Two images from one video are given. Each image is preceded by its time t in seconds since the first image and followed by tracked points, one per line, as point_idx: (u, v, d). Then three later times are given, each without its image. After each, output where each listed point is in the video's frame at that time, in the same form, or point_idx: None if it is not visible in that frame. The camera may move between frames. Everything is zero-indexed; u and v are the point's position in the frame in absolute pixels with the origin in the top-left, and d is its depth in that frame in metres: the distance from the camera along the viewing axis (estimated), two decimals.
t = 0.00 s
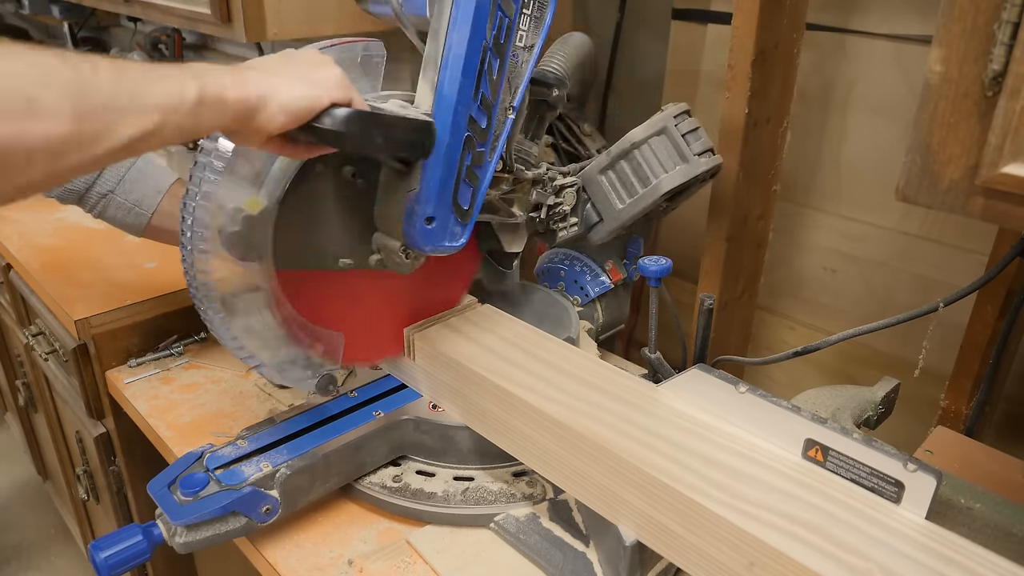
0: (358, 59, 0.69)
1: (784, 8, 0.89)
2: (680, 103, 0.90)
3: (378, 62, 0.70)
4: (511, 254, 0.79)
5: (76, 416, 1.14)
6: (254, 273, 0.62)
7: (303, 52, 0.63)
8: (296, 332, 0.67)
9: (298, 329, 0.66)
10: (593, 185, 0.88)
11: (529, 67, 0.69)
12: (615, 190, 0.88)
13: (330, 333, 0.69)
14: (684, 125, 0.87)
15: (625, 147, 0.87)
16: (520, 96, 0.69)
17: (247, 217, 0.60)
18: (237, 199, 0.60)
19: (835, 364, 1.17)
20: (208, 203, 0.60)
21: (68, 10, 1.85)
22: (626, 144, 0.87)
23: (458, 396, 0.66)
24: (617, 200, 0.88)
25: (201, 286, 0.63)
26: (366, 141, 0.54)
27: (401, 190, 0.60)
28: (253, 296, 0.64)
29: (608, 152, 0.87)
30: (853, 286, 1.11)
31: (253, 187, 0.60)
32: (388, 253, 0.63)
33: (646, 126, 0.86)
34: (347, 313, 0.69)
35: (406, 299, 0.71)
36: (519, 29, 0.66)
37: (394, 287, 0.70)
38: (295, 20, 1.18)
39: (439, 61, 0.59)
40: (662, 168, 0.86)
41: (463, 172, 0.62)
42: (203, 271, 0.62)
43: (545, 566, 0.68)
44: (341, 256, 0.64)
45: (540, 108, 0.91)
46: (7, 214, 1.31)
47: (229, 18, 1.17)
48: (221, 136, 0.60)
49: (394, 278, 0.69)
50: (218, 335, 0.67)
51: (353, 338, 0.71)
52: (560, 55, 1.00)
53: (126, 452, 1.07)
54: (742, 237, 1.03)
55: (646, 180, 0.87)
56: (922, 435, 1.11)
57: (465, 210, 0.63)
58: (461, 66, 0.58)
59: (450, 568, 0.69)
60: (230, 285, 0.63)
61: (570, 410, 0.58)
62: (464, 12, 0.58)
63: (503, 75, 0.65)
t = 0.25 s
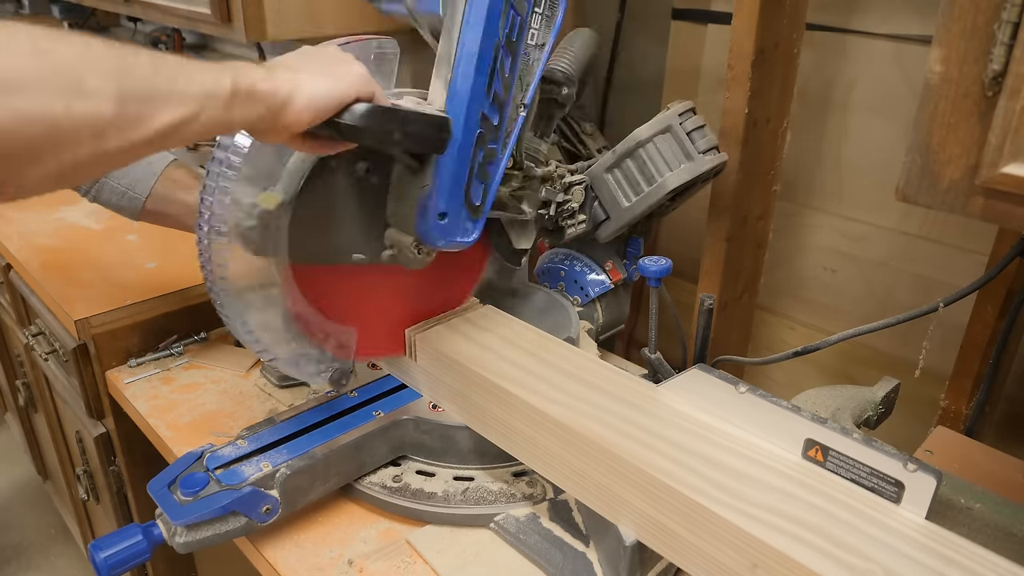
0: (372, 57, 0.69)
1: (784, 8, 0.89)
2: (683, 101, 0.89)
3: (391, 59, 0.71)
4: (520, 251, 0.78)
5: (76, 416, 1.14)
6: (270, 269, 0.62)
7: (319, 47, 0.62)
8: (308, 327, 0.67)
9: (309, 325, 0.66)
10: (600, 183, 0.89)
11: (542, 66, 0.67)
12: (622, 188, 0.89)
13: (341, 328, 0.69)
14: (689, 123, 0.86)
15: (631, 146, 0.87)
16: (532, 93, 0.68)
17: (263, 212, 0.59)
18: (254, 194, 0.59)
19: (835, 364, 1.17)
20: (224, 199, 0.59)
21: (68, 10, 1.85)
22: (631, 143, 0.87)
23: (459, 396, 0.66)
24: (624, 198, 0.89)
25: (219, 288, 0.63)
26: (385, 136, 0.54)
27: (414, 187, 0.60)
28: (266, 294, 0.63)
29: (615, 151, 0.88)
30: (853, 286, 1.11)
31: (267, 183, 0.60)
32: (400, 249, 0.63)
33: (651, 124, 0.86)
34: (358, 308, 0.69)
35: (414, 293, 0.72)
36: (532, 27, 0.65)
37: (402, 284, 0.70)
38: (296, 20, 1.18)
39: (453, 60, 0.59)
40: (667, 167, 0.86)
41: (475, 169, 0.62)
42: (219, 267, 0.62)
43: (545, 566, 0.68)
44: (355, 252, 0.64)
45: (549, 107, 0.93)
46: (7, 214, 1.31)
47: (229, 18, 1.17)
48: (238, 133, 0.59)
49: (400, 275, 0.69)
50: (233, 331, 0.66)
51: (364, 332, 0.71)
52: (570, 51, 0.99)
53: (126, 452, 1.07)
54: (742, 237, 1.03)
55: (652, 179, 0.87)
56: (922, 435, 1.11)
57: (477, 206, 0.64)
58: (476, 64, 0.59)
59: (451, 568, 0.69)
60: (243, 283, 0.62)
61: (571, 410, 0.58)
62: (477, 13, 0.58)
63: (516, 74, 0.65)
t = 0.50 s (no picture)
0: (367, 58, 0.68)
1: (784, 8, 0.89)
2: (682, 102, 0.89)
3: (387, 61, 0.69)
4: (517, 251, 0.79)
5: (76, 416, 1.14)
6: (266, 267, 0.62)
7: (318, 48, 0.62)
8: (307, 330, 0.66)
9: (307, 326, 0.66)
10: (598, 184, 0.89)
11: (537, 65, 0.69)
12: (619, 189, 0.89)
13: (339, 329, 0.68)
14: (687, 124, 0.86)
15: (629, 146, 0.87)
16: (529, 92, 0.69)
17: (258, 213, 0.59)
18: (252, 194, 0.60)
19: (835, 364, 1.17)
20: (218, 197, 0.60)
21: (68, 10, 1.85)
22: (629, 144, 0.87)
23: (459, 396, 0.67)
24: (622, 198, 0.89)
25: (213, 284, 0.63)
26: (380, 138, 0.53)
27: (410, 188, 0.60)
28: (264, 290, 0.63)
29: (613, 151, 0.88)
30: (853, 286, 1.11)
31: (263, 183, 0.59)
32: (396, 251, 0.63)
33: (650, 125, 0.86)
34: (356, 311, 0.69)
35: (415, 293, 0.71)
36: (527, 27, 0.67)
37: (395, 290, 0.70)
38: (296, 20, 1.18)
39: (449, 59, 0.59)
40: (665, 167, 0.86)
41: (471, 169, 0.61)
42: (214, 265, 0.62)
43: (545, 566, 0.68)
44: (349, 253, 0.64)
45: (546, 108, 0.93)
46: (7, 213, 1.31)
47: (229, 18, 1.17)
48: (234, 133, 0.59)
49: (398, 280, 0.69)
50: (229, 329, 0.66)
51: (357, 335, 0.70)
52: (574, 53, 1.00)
53: (126, 452, 1.07)
54: (742, 237, 1.03)
55: (650, 179, 0.87)
56: (922, 435, 1.11)
57: (474, 207, 0.63)
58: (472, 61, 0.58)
59: (450, 568, 0.69)
60: (240, 283, 0.62)
61: (572, 411, 0.58)
62: (475, 10, 0.58)
63: (510, 74, 0.64)
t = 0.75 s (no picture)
0: (376, 57, 0.68)
1: (784, 8, 0.89)
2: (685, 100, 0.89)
3: (395, 60, 0.70)
4: (523, 249, 0.79)
5: (77, 416, 1.14)
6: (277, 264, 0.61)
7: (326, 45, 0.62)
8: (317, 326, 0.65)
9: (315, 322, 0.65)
10: (602, 182, 0.89)
11: (543, 64, 0.72)
12: (623, 188, 0.89)
13: (347, 326, 0.68)
14: (690, 122, 0.86)
15: (632, 145, 0.87)
16: (535, 90, 0.72)
17: (269, 211, 0.58)
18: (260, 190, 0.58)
19: (835, 364, 1.17)
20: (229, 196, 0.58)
21: (68, 10, 1.85)
22: (633, 143, 0.87)
23: (459, 396, 0.67)
24: (625, 197, 0.89)
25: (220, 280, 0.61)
26: (390, 136, 0.54)
27: (419, 186, 0.62)
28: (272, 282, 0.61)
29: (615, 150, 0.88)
30: (853, 286, 1.11)
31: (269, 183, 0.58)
32: (405, 248, 0.64)
33: (652, 124, 0.86)
34: (362, 306, 0.68)
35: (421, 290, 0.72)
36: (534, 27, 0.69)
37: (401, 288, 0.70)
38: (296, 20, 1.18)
39: (457, 55, 0.61)
40: (668, 166, 0.86)
41: (480, 167, 0.65)
42: (225, 264, 0.60)
43: (545, 566, 0.68)
44: (358, 251, 0.64)
45: (552, 107, 0.94)
46: (7, 213, 1.31)
47: (229, 18, 1.17)
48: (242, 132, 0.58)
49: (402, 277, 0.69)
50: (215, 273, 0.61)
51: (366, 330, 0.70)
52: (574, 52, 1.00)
53: (126, 452, 1.07)
54: (742, 237, 1.03)
55: (653, 178, 0.87)
56: (922, 435, 1.11)
57: (481, 205, 0.66)
58: (478, 63, 0.61)
59: (451, 568, 0.69)
60: (249, 283, 0.61)
61: (573, 412, 0.58)
62: (482, 9, 0.61)
63: (519, 72, 0.68)
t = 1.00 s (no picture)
0: (398, 55, 0.69)
1: (784, 8, 0.89)
2: (695, 97, 0.88)
3: (418, 57, 0.70)
4: (539, 245, 0.80)
5: (76, 416, 1.14)
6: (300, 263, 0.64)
7: (355, 42, 0.64)
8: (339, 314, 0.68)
9: (338, 311, 0.68)
10: (614, 179, 0.90)
11: (563, 60, 0.69)
12: (634, 185, 0.89)
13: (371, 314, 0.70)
14: (699, 119, 0.85)
15: (641, 143, 0.87)
16: (555, 88, 0.70)
17: (296, 205, 0.61)
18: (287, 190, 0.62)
19: (835, 364, 1.17)
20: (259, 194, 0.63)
21: (68, 10, 1.85)
22: (642, 140, 0.87)
23: (459, 396, 0.67)
24: (636, 193, 0.89)
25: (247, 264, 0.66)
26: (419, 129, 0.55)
27: (441, 178, 0.62)
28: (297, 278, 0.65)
29: (626, 148, 0.88)
30: (853, 287, 1.11)
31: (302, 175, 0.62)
32: (427, 242, 0.65)
33: (661, 122, 0.86)
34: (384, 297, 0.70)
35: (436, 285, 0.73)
36: (554, 25, 0.67)
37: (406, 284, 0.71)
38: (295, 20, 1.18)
39: (478, 55, 0.61)
40: (676, 163, 0.86)
41: (500, 162, 0.64)
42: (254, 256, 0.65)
43: (545, 566, 0.68)
44: (381, 243, 0.66)
45: (567, 104, 0.93)
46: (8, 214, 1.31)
47: (229, 18, 1.17)
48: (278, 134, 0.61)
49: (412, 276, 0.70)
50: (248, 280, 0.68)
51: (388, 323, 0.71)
52: (588, 50, 1.00)
53: (125, 452, 1.07)
54: (742, 237, 1.03)
55: (662, 175, 0.87)
56: (922, 435, 1.11)
57: (501, 198, 0.65)
58: (499, 61, 0.60)
59: (450, 568, 0.69)
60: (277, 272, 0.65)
61: (574, 412, 0.58)
62: (504, 7, 0.60)
63: (538, 68, 0.66)
